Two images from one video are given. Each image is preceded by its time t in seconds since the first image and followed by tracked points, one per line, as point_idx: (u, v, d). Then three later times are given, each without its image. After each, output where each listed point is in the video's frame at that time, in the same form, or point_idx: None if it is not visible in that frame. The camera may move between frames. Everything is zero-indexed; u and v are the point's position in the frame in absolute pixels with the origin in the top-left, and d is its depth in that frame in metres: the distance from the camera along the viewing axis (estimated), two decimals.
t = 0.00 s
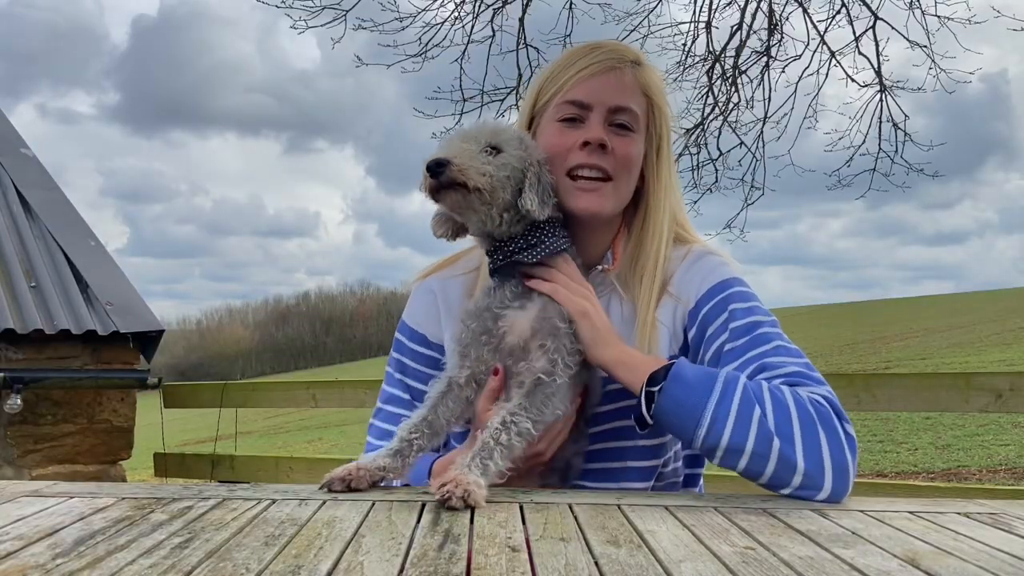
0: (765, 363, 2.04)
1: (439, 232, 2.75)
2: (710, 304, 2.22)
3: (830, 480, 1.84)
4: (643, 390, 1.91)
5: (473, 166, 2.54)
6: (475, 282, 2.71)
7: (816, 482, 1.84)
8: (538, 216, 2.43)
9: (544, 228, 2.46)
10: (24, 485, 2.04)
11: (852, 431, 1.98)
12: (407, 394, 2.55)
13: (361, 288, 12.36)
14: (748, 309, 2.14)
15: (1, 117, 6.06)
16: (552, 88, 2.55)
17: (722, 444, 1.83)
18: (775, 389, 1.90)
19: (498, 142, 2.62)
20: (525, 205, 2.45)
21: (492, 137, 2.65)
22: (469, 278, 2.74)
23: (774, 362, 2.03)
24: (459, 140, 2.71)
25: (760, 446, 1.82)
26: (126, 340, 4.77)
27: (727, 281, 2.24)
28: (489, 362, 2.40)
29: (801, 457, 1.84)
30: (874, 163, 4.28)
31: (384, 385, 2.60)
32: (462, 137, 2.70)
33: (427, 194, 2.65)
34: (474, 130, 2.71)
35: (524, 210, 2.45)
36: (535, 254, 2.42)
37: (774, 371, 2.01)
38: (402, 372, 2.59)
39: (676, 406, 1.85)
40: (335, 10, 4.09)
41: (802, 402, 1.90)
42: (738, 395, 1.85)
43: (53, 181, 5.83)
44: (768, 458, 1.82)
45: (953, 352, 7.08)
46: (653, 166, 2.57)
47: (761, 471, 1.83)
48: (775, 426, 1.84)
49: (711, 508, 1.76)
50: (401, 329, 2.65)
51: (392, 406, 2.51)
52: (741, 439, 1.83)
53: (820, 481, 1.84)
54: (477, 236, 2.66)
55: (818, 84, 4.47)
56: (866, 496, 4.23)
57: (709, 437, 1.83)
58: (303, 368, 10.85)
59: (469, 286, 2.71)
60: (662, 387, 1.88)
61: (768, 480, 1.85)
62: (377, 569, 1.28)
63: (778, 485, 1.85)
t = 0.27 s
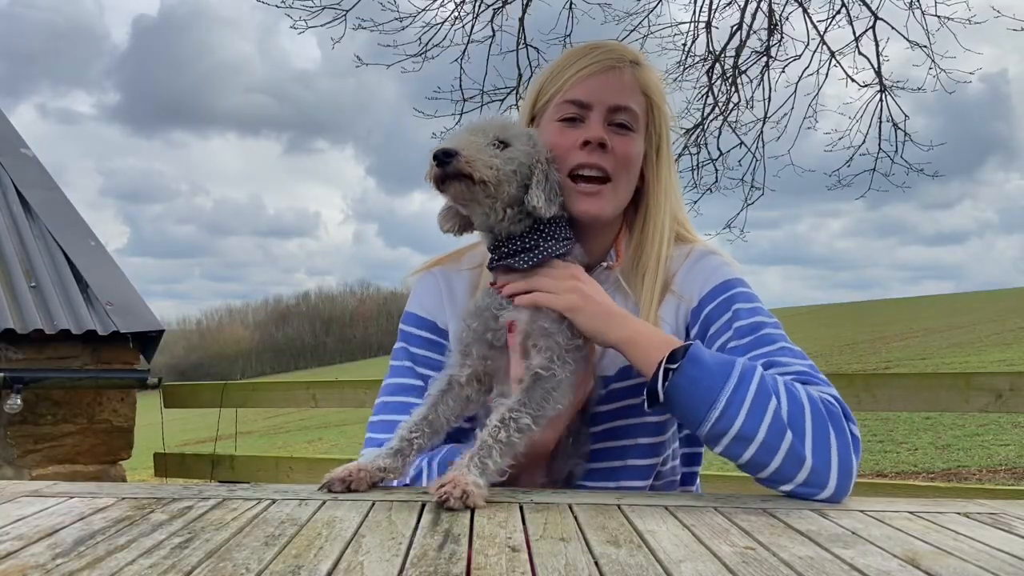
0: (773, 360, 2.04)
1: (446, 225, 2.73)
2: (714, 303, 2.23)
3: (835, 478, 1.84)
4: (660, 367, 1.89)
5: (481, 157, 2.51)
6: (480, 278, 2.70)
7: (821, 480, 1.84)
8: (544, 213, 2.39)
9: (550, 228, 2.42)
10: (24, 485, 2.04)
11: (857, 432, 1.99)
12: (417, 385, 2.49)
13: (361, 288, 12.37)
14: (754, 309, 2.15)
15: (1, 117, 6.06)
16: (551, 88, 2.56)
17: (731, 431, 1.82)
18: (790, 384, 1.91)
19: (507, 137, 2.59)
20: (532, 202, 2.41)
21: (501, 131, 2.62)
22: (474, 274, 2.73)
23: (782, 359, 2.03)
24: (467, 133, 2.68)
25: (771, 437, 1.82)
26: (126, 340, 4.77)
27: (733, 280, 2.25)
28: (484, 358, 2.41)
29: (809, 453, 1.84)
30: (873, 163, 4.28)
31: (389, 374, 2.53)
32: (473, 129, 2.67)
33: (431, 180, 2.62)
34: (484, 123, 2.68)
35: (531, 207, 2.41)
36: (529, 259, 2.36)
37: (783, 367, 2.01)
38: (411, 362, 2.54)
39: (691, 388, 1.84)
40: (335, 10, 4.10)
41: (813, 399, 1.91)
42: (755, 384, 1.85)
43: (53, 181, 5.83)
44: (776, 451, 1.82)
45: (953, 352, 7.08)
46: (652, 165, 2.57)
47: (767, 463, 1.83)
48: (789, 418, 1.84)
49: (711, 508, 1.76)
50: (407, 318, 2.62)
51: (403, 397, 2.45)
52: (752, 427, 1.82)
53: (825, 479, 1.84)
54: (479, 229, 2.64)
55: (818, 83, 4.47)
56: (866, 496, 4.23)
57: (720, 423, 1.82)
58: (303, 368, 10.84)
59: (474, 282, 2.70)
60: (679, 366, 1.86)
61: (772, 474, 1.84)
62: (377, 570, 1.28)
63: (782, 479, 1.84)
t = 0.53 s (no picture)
0: (773, 360, 2.04)
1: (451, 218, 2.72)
2: (717, 302, 2.23)
3: (835, 480, 1.84)
4: (658, 373, 1.88)
5: (491, 150, 2.50)
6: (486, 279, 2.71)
7: (821, 481, 1.84)
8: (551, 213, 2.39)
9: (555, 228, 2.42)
10: (24, 484, 2.04)
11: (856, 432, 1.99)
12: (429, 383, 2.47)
13: (361, 288, 12.37)
14: (755, 308, 2.15)
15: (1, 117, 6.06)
16: (554, 89, 2.57)
17: (731, 435, 1.82)
18: (789, 386, 1.91)
19: (518, 132, 2.58)
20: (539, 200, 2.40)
21: (513, 126, 2.60)
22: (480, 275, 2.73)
23: (782, 360, 2.03)
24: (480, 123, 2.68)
25: (770, 440, 1.82)
26: (126, 340, 4.77)
27: (733, 280, 2.25)
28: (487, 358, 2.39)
29: (809, 455, 1.84)
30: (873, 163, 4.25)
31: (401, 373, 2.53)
32: (487, 121, 2.66)
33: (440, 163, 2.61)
34: (497, 116, 2.67)
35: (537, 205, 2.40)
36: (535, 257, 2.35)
37: (782, 368, 2.01)
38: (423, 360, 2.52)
39: (690, 394, 1.84)
40: (334, 10, 4.06)
41: (812, 400, 1.91)
42: (753, 388, 1.84)
43: (53, 181, 5.83)
44: (777, 453, 1.82)
45: (953, 352, 7.08)
46: (656, 162, 2.56)
47: (767, 466, 1.83)
48: (788, 421, 1.84)
49: (711, 508, 1.76)
50: (416, 316, 2.61)
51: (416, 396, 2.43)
52: (752, 431, 1.82)
53: (826, 480, 1.84)
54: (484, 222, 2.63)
55: (818, 84, 4.43)
56: (866, 496, 4.23)
57: (719, 427, 1.82)
58: (303, 368, 10.83)
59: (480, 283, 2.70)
60: (677, 373, 1.86)
61: (772, 476, 1.85)
62: (376, 570, 1.28)
63: (783, 481, 1.85)
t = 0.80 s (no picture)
0: (774, 361, 2.04)
1: (450, 216, 2.74)
2: (719, 302, 2.23)
3: (834, 480, 1.84)
4: (655, 376, 1.89)
5: (504, 152, 2.52)
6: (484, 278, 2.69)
7: (820, 481, 1.84)
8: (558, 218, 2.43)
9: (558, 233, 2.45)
10: (24, 485, 2.04)
11: (856, 432, 1.99)
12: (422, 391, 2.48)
13: (361, 288, 12.37)
14: (757, 309, 2.15)
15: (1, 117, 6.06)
16: (561, 91, 2.56)
17: (729, 437, 1.82)
18: (787, 387, 1.90)
19: (529, 136, 2.60)
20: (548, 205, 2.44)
21: (524, 130, 2.62)
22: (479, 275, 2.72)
23: (782, 360, 2.03)
24: (490, 124, 2.70)
25: (768, 441, 1.82)
26: (126, 340, 4.77)
27: (736, 281, 2.25)
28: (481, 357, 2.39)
29: (807, 455, 1.84)
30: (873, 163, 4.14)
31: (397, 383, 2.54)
32: (500, 123, 2.68)
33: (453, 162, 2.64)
34: (508, 119, 2.69)
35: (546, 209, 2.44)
36: (538, 259, 2.37)
37: (782, 369, 2.01)
38: (417, 369, 2.54)
39: (686, 396, 1.84)
40: (335, 10, 3.94)
41: (811, 401, 1.90)
42: (750, 389, 1.84)
43: (53, 181, 5.83)
44: (775, 454, 1.82)
45: (953, 352, 7.08)
46: (663, 163, 2.56)
47: (765, 467, 1.83)
48: (785, 422, 1.84)
49: (711, 508, 1.76)
50: (414, 324, 2.64)
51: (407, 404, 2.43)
52: (749, 432, 1.82)
53: (824, 480, 1.84)
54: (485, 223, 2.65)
55: (817, 84, 4.32)
56: (866, 496, 4.23)
57: (717, 429, 1.82)
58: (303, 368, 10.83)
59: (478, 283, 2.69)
60: (674, 375, 1.86)
61: (771, 476, 1.85)
62: (376, 570, 1.28)
63: (782, 481, 1.85)
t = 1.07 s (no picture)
0: (769, 363, 2.03)
1: (451, 220, 2.72)
2: (716, 304, 2.23)
3: (830, 480, 1.84)
4: (643, 393, 1.92)
5: (507, 155, 2.50)
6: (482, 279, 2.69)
7: (816, 482, 1.84)
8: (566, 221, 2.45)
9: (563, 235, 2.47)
10: (24, 485, 2.04)
11: (853, 430, 1.98)
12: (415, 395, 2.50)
13: (361, 288, 12.38)
14: (753, 309, 2.14)
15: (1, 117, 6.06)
16: (569, 98, 2.55)
17: (721, 445, 1.83)
18: (775, 389, 1.89)
19: (531, 139, 2.58)
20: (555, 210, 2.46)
21: (525, 132, 2.60)
22: (476, 275, 2.72)
23: (777, 361, 2.03)
24: (491, 125, 2.68)
25: (759, 446, 1.82)
26: (126, 340, 4.77)
27: (731, 283, 2.24)
28: (477, 359, 2.38)
29: (801, 458, 1.84)
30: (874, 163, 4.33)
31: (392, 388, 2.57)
32: (502, 125, 2.65)
33: (457, 167, 2.61)
34: (509, 121, 2.67)
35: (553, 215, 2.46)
36: (560, 253, 2.40)
37: (775, 371, 2.01)
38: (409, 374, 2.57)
39: (675, 409, 1.86)
40: (336, 10, 4.15)
41: (802, 402, 1.89)
42: (737, 396, 1.85)
43: (53, 181, 5.83)
44: (768, 458, 1.82)
45: (953, 352, 7.08)
46: (672, 167, 2.56)
47: (761, 471, 1.83)
48: (774, 427, 1.83)
49: (711, 509, 1.76)
50: (408, 329, 2.67)
51: (399, 408, 2.46)
52: (740, 439, 1.83)
53: (820, 481, 1.84)
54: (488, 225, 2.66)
55: (818, 83, 4.53)
56: (867, 496, 4.23)
57: (708, 439, 1.83)
58: (303, 368, 10.81)
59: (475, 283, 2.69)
60: (662, 391, 1.89)
61: (768, 480, 1.85)
62: (377, 569, 1.28)
63: (777, 484, 1.85)
